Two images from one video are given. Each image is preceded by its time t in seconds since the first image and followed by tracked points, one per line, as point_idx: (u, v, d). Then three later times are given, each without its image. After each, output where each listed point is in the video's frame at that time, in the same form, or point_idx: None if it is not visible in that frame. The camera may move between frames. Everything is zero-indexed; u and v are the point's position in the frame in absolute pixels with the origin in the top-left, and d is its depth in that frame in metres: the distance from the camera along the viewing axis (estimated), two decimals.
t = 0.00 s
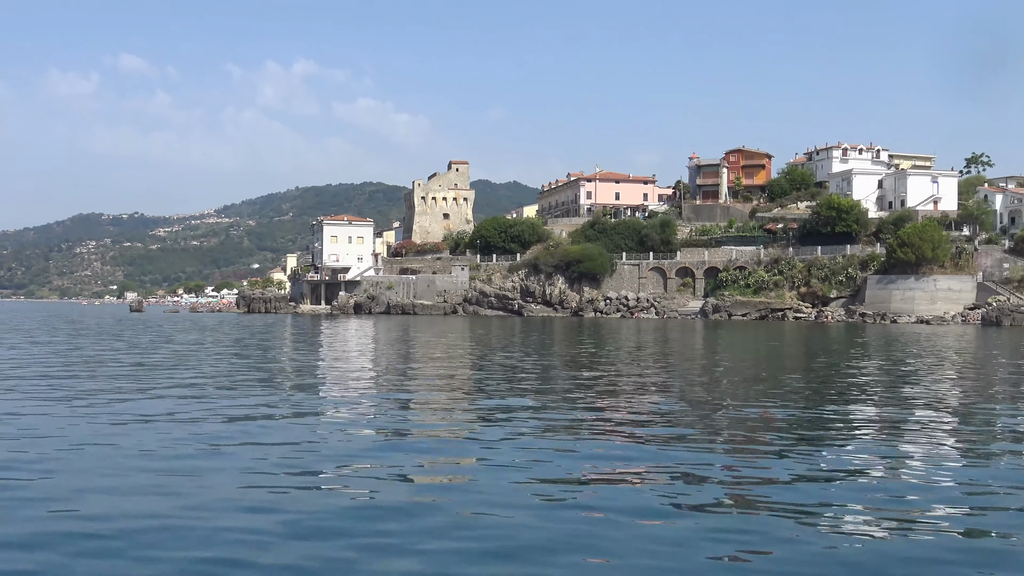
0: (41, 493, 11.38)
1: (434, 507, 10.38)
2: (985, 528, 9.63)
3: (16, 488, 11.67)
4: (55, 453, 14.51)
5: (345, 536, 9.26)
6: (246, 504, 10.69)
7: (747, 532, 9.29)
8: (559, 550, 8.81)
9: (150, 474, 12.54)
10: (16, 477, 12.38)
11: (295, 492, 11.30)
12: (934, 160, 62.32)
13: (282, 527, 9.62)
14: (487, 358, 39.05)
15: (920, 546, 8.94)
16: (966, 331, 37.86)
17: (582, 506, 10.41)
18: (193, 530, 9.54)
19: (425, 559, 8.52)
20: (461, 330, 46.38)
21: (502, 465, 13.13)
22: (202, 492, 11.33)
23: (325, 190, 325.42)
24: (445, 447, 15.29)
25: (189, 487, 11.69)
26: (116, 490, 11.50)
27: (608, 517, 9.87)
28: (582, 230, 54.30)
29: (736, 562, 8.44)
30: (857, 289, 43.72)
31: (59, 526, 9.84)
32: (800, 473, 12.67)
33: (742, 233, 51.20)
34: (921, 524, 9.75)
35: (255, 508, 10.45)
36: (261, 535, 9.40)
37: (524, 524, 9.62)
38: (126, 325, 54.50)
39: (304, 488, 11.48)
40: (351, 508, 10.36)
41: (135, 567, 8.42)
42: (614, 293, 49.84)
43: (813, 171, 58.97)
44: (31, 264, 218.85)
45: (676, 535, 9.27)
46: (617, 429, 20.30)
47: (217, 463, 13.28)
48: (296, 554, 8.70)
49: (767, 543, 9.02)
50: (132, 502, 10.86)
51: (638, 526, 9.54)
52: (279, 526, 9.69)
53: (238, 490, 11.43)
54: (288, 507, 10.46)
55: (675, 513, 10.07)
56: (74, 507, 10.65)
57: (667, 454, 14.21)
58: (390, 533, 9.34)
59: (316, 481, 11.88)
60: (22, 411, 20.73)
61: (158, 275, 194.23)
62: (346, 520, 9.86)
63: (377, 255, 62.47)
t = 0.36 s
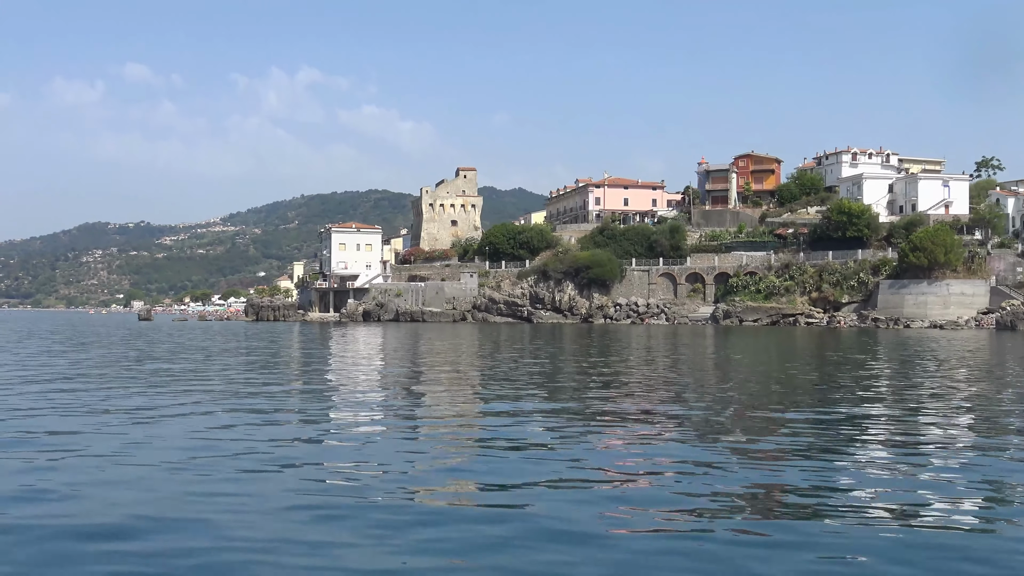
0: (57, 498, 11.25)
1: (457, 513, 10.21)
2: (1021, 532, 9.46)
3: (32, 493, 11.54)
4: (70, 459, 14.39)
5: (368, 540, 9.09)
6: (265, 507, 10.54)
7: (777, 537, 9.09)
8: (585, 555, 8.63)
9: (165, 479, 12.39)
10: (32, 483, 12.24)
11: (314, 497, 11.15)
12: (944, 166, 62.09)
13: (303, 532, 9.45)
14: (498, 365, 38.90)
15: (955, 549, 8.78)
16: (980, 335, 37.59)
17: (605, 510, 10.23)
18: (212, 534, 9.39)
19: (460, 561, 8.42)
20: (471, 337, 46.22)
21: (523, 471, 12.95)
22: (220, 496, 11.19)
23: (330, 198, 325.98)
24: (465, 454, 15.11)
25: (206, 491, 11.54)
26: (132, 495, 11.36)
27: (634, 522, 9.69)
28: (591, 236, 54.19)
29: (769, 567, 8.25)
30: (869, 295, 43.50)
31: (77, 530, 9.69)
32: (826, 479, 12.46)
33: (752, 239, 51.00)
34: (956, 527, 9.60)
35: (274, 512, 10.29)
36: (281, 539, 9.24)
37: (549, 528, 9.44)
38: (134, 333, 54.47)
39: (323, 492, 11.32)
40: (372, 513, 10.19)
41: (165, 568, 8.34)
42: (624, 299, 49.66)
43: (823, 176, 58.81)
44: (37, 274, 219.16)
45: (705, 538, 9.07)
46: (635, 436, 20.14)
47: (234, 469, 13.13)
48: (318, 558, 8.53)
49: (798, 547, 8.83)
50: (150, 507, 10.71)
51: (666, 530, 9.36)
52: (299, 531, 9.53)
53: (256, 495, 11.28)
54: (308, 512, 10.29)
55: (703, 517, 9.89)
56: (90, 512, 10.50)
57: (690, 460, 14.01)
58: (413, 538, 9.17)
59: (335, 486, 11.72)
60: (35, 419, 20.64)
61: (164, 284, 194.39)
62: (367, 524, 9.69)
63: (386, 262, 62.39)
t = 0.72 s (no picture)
0: (73, 508, 11.11)
1: (477, 523, 10.09)
2: None
3: (45, 503, 11.42)
4: (82, 466, 14.27)
5: (390, 552, 9.00)
6: (284, 516, 10.44)
7: (804, 550, 9.00)
8: (609, 570, 8.51)
9: (180, 487, 12.26)
10: (45, 492, 12.12)
11: (329, 505, 11.00)
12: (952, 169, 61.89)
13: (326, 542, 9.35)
14: (505, 369, 38.72)
15: (985, 561, 8.63)
16: (991, 339, 37.36)
17: (627, 521, 10.13)
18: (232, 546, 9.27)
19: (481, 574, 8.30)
20: (477, 341, 46.04)
21: (541, 478, 12.80)
22: (236, 505, 11.07)
23: (333, 202, 326.18)
24: (480, 460, 14.96)
25: (224, 499, 11.42)
26: (147, 504, 11.23)
27: (660, 532, 9.55)
28: (598, 240, 54.03)
29: None
30: (878, 298, 43.29)
31: (97, 541, 9.60)
32: (848, 486, 12.30)
33: (759, 242, 50.83)
34: (984, 537, 9.44)
35: (293, 521, 10.16)
36: (302, 551, 9.12)
37: (570, 540, 9.33)
38: (140, 338, 54.39)
39: (340, 501, 11.20)
40: (392, 523, 10.07)
41: None
42: (631, 303, 49.47)
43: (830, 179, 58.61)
44: (40, 277, 219.14)
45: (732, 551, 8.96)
46: (650, 440, 19.94)
47: (248, 476, 12.98)
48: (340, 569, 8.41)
49: (827, 563, 8.69)
50: (165, 515, 10.58)
51: (690, 541, 9.24)
52: (320, 541, 9.42)
53: (274, 503, 11.16)
54: (328, 521, 10.17)
55: (729, 528, 9.76)
56: (108, 521, 10.39)
57: (708, 466, 13.83)
58: (435, 550, 9.06)
59: (352, 494, 11.61)
60: (44, 425, 20.50)
61: (167, 288, 194.30)
62: (387, 533, 9.56)
63: (391, 266, 62.30)
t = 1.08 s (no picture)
0: (88, 505, 10.97)
1: (500, 523, 9.95)
2: None
3: (60, 501, 11.29)
4: (96, 465, 14.15)
5: (413, 551, 8.85)
6: (303, 515, 10.31)
7: (834, 551, 8.84)
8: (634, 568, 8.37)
9: (196, 486, 12.12)
10: (58, 490, 12.00)
11: (347, 505, 10.87)
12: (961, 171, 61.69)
13: (346, 541, 9.20)
14: (513, 371, 38.55)
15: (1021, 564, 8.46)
16: (1003, 342, 37.10)
17: (651, 521, 9.97)
18: (251, 543, 9.13)
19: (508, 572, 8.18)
20: (485, 342, 45.86)
21: (559, 479, 12.67)
22: (254, 504, 10.95)
23: (337, 204, 326.35)
24: (497, 462, 14.81)
25: (241, 498, 11.29)
26: (163, 502, 11.10)
27: (686, 532, 9.40)
28: (605, 241, 53.87)
29: None
30: (888, 300, 43.05)
31: (114, 538, 9.46)
32: (872, 489, 12.14)
33: (768, 244, 50.63)
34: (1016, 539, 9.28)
35: (311, 520, 10.02)
36: (321, 550, 8.98)
37: (594, 540, 9.18)
38: (147, 339, 54.32)
39: (359, 501, 11.06)
40: (412, 522, 9.93)
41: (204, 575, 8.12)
42: (639, 305, 49.29)
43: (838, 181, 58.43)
44: (44, 279, 219.34)
45: (760, 552, 8.80)
46: (666, 443, 19.78)
47: (263, 477, 12.85)
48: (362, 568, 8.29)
49: (858, 562, 8.52)
50: (182, 513, 10.45)
51: (717, 542, 9.08)
52: (340, 539, 9.28)
53: (292, 503, 11.03)
54: (348, 520, 10.03)
55: (755, 528, 9.60)
56: (124, 518, 10.26)
57: (729, 468, 13.68)
58: (458, 548, 8.91)
59: (371, 494, 11.47)
60: (55, 425, 20.39)
61: (171, 290, 194.29)
62: (408, 532, 9.44)
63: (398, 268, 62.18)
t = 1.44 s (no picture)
0: (105, 510, 10.87)
1: (524, 530, 9.77)
2: None
3: (76, 506, 11.19)
4: (113, 468, 14.05)
5: (436, 558, 8.71)
6: (325, 519, 10.17)
7: (866, 558, 8.68)
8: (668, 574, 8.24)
9: (213, 490, 11.99)
10: (78, 494, 11.89)
11: (369, 507, 10.72)
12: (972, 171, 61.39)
13: (373, 547, 9.10)
14: (523, 373, 38.39)
15: None
16: (1016, 343, 36.83)
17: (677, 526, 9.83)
18: (272, 550, 9.00)
19: None
20: (493, 344, 45.71)
21: (583, 481, 12.52)
22: (272, 507, 10.83)
23: (342, 205, 326.78)
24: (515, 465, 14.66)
25: (260, 501, 11.16)
26: (181, 506, 10.98)
27: (712, 537, 9.26)
28: (614, 242, 53.73)
29: None
30: (899, 301, 42.82)
31: (133, 545, 9.33)
32: (898, 492, 11.98)
33: (777, 245, 50.43)
34: None
35: (333, 525, 9.85)
36: (347, 555, 8.86)
37: (626, 545, 9.04)
38: (156, 341, 54.33)
39: (379, 504, 10.90)
40: (434, 527, 9.78)
41: None
42: (648, 306, 49.10)
43: (847, 181, 58.22)
44: (50, 280, 219.86)
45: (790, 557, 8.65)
46: (683, 445, 19.61)
47: (279, 481, 12.69)
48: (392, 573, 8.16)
49: (895, 569, 8.36)
50: (201, 517, 10.33)
51: (744, 544, 8.94)
52: (363, 544, 9.15)
53: (310, 505, 10.91)
54: (370, 524, 9.88)
55: (788, 533, 9.45)
56: (144, 523, 10.15)
57: (751, 472, 13.49)
58: (489, 553, 8.78)
59: (390, 497, 11.32)
60: (68, 427, 20.29)
61: (176, 291, 194.50)
62: (435, 538, 9.31)
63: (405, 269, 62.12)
